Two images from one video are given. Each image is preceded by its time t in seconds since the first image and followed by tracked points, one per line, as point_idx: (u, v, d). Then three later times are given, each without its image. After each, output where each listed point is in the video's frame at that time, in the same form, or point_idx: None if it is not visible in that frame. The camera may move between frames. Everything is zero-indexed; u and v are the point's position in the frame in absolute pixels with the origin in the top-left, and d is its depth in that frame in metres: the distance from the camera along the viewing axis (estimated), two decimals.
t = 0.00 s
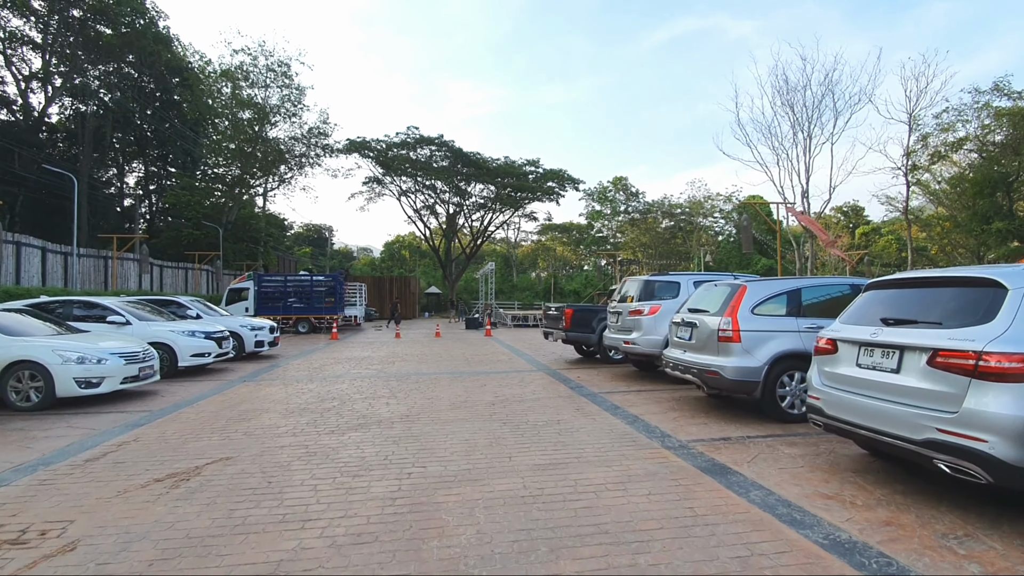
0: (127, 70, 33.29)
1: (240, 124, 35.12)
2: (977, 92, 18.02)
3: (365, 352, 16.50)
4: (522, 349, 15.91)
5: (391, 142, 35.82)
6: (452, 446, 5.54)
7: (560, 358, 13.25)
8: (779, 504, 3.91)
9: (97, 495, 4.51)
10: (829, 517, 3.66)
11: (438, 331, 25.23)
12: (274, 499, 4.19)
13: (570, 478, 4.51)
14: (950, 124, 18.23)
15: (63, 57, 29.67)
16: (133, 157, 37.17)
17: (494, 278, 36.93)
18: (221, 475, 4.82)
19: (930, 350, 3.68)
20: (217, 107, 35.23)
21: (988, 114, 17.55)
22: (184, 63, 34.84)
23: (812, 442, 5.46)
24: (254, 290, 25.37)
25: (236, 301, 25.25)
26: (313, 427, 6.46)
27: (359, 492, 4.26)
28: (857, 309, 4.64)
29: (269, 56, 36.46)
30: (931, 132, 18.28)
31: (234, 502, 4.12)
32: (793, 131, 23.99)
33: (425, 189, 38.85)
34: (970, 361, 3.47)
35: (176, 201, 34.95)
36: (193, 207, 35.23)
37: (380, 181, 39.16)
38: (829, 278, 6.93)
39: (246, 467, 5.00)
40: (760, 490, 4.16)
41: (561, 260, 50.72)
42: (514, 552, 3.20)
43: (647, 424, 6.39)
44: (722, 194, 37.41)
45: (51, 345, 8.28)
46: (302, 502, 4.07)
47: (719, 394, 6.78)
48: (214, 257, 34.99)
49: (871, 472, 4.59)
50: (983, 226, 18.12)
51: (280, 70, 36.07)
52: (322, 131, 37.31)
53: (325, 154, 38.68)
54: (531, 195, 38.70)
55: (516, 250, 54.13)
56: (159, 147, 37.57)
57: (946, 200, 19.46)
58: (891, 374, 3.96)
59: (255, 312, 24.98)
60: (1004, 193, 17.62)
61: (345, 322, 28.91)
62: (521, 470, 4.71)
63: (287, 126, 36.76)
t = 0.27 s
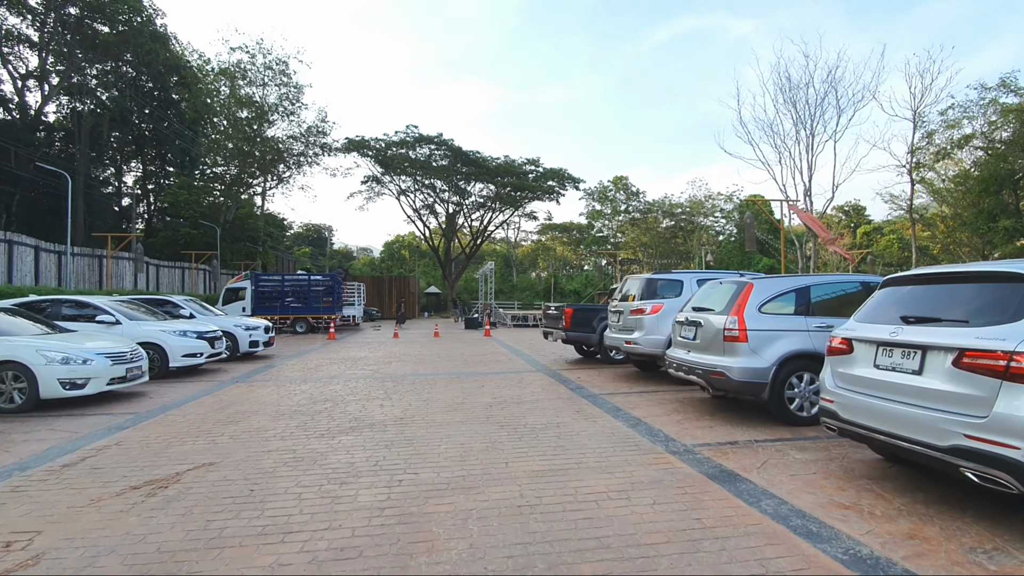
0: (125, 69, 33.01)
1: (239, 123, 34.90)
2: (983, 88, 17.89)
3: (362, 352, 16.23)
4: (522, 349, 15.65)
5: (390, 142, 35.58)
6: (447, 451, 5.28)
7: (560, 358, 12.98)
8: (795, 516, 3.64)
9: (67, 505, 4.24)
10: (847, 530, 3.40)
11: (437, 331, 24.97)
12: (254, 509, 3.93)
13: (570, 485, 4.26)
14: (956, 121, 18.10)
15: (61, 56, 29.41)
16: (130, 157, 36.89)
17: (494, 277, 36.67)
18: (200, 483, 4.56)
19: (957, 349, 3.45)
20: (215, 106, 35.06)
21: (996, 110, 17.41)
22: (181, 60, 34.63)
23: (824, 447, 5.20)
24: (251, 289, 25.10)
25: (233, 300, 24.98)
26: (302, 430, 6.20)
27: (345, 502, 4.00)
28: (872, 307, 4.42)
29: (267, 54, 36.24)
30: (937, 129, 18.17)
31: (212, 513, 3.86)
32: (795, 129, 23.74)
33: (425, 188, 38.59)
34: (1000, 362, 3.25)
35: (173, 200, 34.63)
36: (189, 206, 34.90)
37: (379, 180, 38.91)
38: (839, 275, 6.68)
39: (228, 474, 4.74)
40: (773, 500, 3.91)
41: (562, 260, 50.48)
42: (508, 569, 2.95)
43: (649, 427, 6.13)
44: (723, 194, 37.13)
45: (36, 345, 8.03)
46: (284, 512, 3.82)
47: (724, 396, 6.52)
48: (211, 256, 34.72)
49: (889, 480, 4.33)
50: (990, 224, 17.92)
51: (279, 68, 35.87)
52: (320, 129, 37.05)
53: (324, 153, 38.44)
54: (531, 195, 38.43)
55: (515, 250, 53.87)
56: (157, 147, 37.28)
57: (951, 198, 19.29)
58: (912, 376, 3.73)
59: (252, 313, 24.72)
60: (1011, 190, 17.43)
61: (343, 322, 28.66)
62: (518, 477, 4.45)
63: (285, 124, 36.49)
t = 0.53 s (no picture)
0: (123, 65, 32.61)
1: (237, 119, 34.59)
2: (990, 88, 17.70)
3: (358, 352, 15.97)
4: (520, 350, 15.38)
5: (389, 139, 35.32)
6: (440, 459, 5.02)
7: (559, 359, 12.72)
8: (810, 536, 3.39)
9: (32, 517, 3.98)
10: (868, 554, 3.15)
11: (435, 331, 24.68)
12: (230, 525, 3.67)
13: (568, 499, 4.01)
14: (963, 121, 17.92)
15: (59, 51, 29.02)
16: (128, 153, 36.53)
17: (493, 276, 36.40)
18: (176, 493, 4.30)
19: (988, 359, 3.23)
20: (214, 102, 34.77)
21: (1004, 110, 17.24)
22: (180, 56, 34.24)
23: (836, 459, 4.95)
24: (247, 287, 24.82)
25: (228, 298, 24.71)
26: (290, 436, 5.94)
27: (328, 517, 3.73)
28: (891, 312, 4.20)
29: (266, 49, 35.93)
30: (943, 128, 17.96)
31: (184, 530, 3.59)
32: (797, 128, 23.50)
33: (424, 186, 38.32)
34: None
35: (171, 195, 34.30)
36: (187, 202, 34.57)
37: (378, 177, 38.64)
38: (849, 276, 6.42)
39: (207, 483, 4.48)
40: (786, 518, 3.64)
41: (561, 259, 50.27)
42: None
43: (652, 434, 5.87)
44: (723, 194, 36.94)
45: (17, 344, 7.77)
46: (261, 529, 3.55)
47: (729, 402, 6.26)
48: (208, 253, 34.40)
49: (907, 497, 4.07)
50: (997, 225, 17.68)
51: (277, 64, 35.56)
52: (319, 126, 36.77)
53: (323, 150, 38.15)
54: (531, 193, 38.17)
55: (515, 249, 53.61)
56: (155, 143, 36.94)
57: (957, 199, 19.07)
58: (938, 387, 3.52)
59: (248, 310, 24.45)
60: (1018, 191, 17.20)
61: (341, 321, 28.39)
62: (514, 490, 4.19)
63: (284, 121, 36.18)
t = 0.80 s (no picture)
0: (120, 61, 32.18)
1: (234, 115, 34.24)
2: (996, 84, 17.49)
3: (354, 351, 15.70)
4: (519, 349, 15.12)
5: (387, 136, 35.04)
6: (434, 464, 4.76)
7: (559, 359, 12.45)
8: (833, 552, 3.14)
9: None
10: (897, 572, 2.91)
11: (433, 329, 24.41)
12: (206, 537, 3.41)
13: (570, 509, 3.75)
14: (968, 118, 17.71)
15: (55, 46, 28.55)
16: (124, 150, 36.12)
17: (492, 274, 36.14)
18: (153, 501, 4.04)
19: None
20: (211, 98, 34.42)
21: (1009, 107, 17.02)
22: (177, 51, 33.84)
23: (852, 466, 4.70)
24: (243, 285, 24.55)
25: (224, 295, 24.41)
26: (278, 438, 5.68)
27: (313, 528, 3.48)
28: (914, 311, 3.99)
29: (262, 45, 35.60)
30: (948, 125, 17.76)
31: (157, 543, 3.34)
32: (799, 126, 23.27)
33: (423, 184, 38.03)
34: None
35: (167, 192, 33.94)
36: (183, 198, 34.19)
37: (376, 175, 38.33)
38: (861, 273, 6.17)
39: (187, 490, 4.22)
40: (805, 531, 3.39)
41: (560, 258, 50.04)
42: None
43: (656, 437, 5.62)
44: (722, 192, 36.74)
45: None
46: (239, 542, 3.29)
47: (736, 404, 6.01)
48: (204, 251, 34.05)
49: (932, 507, 3.83)
50: (1003, 224, 17.46)
51: (274, 60, 35.22)
52: (317, 122, 36.44)
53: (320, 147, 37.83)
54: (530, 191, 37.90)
55: (514, 248, 53.33)
56: (152, 140, 36.58)
57: (961, 197, 18.85)
58: (970, 391, 3.31)
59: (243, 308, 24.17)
60: None
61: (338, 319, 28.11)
62: (513, 498, 3.94)
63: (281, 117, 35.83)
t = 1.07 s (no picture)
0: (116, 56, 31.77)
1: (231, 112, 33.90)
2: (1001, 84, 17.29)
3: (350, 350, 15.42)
4: (518, 349, 14.86)
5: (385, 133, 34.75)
6: (430, 473, 4.51)
7: (558, 360, 12.20)
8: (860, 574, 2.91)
9: None
10: None
11: (430, 328, 24.15)
12: (182, 553, 3.15)
13: (574, 524, 3.50)
14: (972, 118, 17.51)
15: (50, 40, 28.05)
16: (120, 146, 35.69)
17: (490, 273, 35.86)
18: (129, 511, 3.78)
19: None
20: (208, 95, 34.08)
21: (1014, 106, 16.81)
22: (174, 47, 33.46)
23: (870, 476, 4.47)
24: (238, 283, 24.26)
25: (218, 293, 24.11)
26: (266, 443, 5.42)
27: (298, 545, 3.23)
28: (939, 314, 3.77)
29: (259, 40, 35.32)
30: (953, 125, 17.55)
31: (128, 561, 3.08)
32: (800, 126, 23.05)
33: (421, 182, 37.74)
34: None
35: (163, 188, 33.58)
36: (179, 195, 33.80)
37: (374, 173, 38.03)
38: (874, 273, 5.94)
39: (166, 500, 3.97)
40: (829, 552, 3.15)
41: (559, 258, 49.80)
42: None
43: (662, 444, 5.38)
44: (722, 193, 36.55)
45: None
46: (218, 561, 3.04)
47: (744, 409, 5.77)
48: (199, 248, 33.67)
49: (958, 524, 3.59)
50: (1008, 225, 17.25)
51: (272, 55, 34.92)
52: (314, 119, 36.14)
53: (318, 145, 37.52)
54: (529, 190, 37.63)
55: (512, 247, 53.04)
56: (149, 136, 36.17)
57: (964, 198, 18.66)
58: (1006, 401, 3.10)
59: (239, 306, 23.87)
60: None
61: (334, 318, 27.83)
62: (513, 511, 3.68)
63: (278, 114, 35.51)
